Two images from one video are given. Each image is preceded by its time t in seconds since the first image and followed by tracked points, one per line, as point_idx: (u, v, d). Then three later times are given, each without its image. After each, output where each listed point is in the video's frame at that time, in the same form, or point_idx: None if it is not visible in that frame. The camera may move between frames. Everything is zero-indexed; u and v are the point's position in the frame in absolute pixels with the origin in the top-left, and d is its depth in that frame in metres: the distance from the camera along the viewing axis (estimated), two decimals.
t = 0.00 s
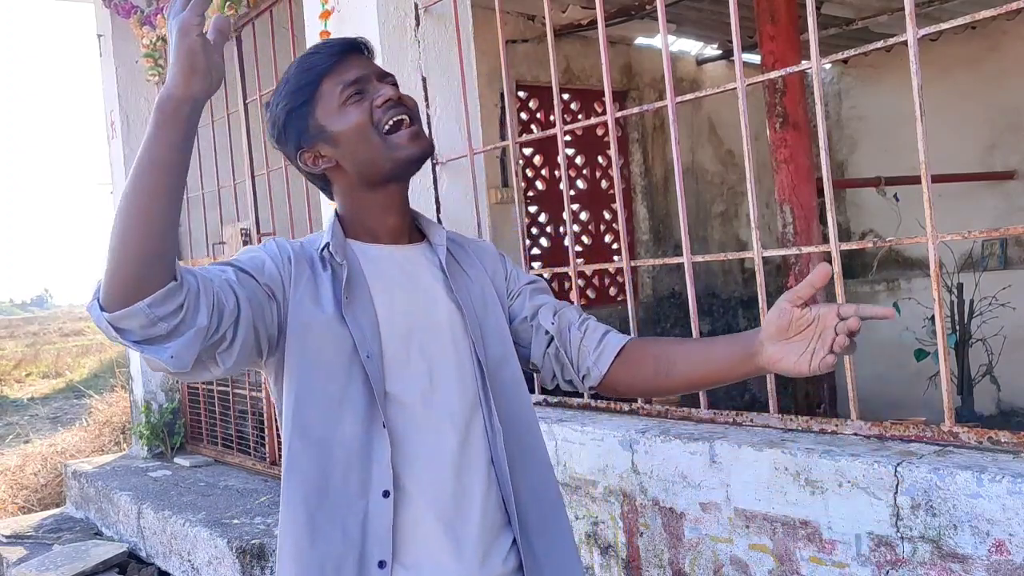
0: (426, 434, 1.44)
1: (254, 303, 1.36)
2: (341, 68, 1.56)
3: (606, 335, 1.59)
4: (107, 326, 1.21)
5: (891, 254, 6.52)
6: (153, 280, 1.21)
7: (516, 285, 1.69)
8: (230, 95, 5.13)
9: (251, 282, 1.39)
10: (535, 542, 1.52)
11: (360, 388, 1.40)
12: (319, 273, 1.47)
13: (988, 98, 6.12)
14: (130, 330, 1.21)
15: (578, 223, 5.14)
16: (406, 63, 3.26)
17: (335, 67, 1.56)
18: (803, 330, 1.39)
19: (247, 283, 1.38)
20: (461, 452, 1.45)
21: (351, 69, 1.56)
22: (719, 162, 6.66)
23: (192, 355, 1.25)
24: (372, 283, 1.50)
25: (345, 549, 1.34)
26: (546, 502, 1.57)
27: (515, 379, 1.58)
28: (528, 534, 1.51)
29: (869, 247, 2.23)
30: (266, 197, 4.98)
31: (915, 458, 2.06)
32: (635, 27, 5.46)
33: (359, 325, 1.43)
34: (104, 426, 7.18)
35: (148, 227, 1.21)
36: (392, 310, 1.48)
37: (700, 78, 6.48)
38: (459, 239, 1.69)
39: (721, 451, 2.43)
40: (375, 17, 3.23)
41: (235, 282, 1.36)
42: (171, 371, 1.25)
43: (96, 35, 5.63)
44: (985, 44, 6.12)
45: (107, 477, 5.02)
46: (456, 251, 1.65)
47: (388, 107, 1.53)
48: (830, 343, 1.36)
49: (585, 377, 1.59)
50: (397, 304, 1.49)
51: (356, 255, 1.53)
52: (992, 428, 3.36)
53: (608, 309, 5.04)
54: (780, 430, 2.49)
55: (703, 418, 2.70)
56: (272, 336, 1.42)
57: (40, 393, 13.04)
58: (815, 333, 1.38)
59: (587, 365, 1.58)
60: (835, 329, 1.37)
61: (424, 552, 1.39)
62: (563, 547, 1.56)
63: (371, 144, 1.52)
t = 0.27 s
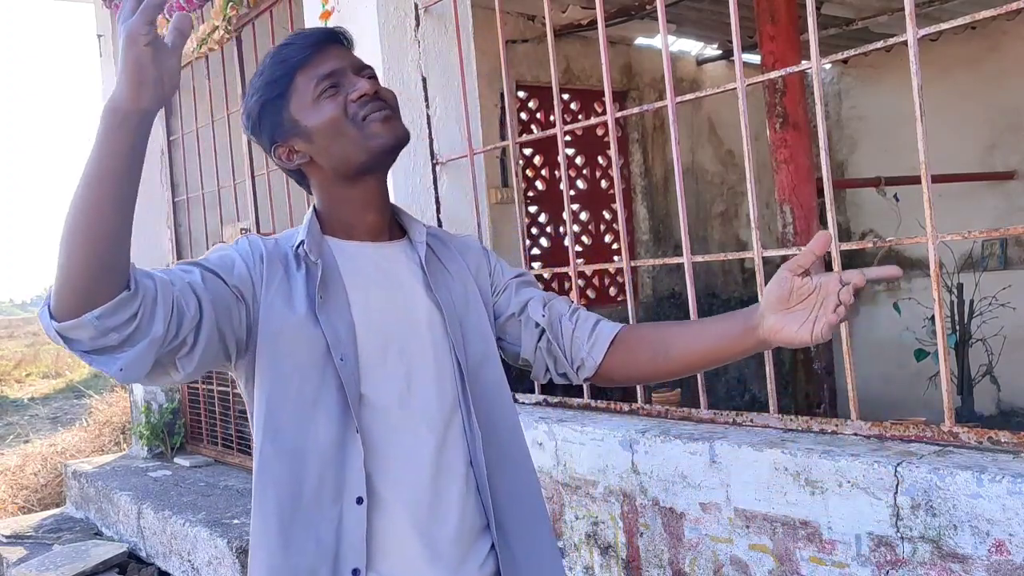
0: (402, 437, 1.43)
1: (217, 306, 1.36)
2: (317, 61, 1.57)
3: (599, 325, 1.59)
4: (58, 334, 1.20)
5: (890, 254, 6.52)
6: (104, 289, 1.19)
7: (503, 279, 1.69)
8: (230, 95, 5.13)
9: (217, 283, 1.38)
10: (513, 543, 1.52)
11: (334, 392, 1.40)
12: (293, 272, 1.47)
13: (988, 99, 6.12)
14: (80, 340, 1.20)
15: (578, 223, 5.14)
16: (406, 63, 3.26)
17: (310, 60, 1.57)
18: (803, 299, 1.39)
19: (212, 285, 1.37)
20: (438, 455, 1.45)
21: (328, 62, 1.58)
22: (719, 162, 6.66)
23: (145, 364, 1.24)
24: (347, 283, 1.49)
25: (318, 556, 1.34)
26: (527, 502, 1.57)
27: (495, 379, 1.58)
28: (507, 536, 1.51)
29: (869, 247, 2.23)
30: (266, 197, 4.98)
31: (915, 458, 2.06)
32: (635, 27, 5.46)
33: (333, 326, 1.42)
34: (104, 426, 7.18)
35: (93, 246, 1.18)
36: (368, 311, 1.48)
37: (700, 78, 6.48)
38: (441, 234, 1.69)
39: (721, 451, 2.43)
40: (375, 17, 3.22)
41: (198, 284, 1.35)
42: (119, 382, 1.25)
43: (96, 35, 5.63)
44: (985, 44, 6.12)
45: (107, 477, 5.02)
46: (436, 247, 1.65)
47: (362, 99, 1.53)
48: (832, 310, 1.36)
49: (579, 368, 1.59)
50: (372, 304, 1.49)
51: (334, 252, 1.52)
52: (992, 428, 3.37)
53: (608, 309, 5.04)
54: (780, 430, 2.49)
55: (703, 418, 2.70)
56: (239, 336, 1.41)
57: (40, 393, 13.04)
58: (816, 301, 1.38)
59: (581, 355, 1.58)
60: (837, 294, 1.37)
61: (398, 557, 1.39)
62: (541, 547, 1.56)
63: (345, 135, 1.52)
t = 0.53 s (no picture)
0: (408, 440, 1.44)
1: (216, 324, 1.36)
2: (315, 66, 1.57)
3: (626, 291, 1.54)
4: (54, 370, 1.23)
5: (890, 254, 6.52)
6: (90, 330, 1.21)
7: (525, 262, 1.63)
8: (230, 95, 5.13)
9: (218, 296, 1.39)
10: (525, 542, 1.50)
11: (339, 398, 1.41)
12: (299, 277, 1.47)
13: (988, 98, 6.12)
14: (73, 377, 1.22)
15: (578, 223, 5.14)
16: (406, 63, 3.26)
17: (310, 66, 1.57)
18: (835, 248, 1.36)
19: (212, 300, 1.37)
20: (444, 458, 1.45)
21: (327, 66, 1.57)
22: (719, 162, 6.66)
23: (139, 393, 1.26)
24: (353, 288, 1.49)
25: (324, 560, 1.36)
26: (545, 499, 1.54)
27: (507, 379, 1.56)
28: (521, 536, 1.50)
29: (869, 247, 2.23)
30: (266, 197, 4.98)
31: (915, 458, 2.06)
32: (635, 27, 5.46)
33: (337, 333, 1.43)
34: (104, 426, 7.17)
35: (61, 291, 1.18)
36: (374, 314, 1.48)
37: (700, 78, 6.48)
38: (453, 226, 1.67)
39: (721, 451, 2.43)
40: (375, 17, 3.21)
41: (197, 300, 1.36)
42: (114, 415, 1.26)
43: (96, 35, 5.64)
44: (985, 44, 6.12)
45: (107, 477, 5.02)
46: (445, 241, 1.63)
47: (359, 106, 1.52)
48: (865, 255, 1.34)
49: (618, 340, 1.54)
50: (377, 308, 1.48)
51: (340, 257, 1.53)
52: (991, 428, 3.37)
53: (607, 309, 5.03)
54: (780, 430, 2.49)
55: (703, 418, 2.70)
56: (244, 348, 1.42)
57: (40, 393, 13.03)
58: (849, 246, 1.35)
59: (616, 327, 1.52)
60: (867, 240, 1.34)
61: (405, 559, 1.41)
62: (559, 542, 1.53)
63: (344, 146, 1.52)
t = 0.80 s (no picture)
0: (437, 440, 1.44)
1: (251, 338, 1.42)
2: (339, 76, 1.57)
3: (655, 257, 1.46)
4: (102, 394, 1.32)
5: (890, 254, 6.52)
6: (127, 356, 1.28)
7: (553, 248, 1.58)
8: (230, 95, 5.13)
9: (253, 311, 1.44)
10: (560, 538, 1.45)
11: (368, 401, 1.43)
12: (329, 284, 1.50)
13: (988, 98, 6.12)
14: (118, 399, 1.30)
15: (579, 223, 5.13)
16: (406, 62, 3.26)
17: (334, 76, 1.57)
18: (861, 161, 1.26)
19: (246, 315, 1.43)
20: (473, 458, 1.44)
21: (350, 75, 1.57)
22: (719, 162, 6.66)
23: (179, 411, 1.33)
24: (381, 292, 1.51)
25: (359, 558, 1.39)
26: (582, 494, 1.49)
27: (537, 375, 1.51)
28: (557, 532, 1.46)
29: (869, 247, 2.23)
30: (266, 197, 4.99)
31: (915, 458, 2.06)
32: (635, 27, 5.46)
33: (364, 337, 1.45)
34: (104, 426, 7.17)
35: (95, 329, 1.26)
36: (401, 318, 1.48)
37: (700, 78, 6.48)
38: (481, 221, 1.63)
39: (721, 450, 2.43)
40: (375, 17, 3.21)
41: (231, 317, 1.41)
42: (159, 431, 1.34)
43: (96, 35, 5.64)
44: (985, 44, 6.12)
45: (108, 477, 5.02)
46: (470, 236, 1.59)
47: (385, 111, 1.52)
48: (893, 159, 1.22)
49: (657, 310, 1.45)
50: (402, 311, 1.49)
51: (368, 263, 1.53)
52: (991, 427, 3.37)
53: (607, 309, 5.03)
54: (780, 430, 2.49)
55: (703, 418, 2.70)
56: (281, 357, 1.48)
57: (40, 393, 13.03)
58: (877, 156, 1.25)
59: (650, 296, 1.43)
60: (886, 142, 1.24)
61: (437, 555, 1.42)
62: (598, 532, 1.48)
63: (371, 151, 1.51)
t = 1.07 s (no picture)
0: (450, 437, 1.45)
1: (272, 338, 1.45)
2: (354, 87, 1.58)
3: (663, 241, 1.44)
4: (129, 389, 1.37)
5: (890, 254, 6.52)
6: (151, 352, 1.33)
7: (566, 245, 1.57)
8: (230, 95, 5.13)
9: (274, 312, 1.48)
10: (570, 533, 1.44)
11: (384, 400, 1.45)
12: (348, 287, 1.52)
13: (988, 98, 6.12)
14: (143, 394, 1.35)
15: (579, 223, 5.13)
16: (406, 63, 3.27)
17: (349, 87, 1.58)
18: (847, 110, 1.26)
19: (268, 316, 1.47)
20: (485, 455, 1.45)
21: (366, 85, 1.58)
22: (719, 162, 6.66)
23: (201, 404, 1.37)
24: (397, 293, 1.52)
25: (371, 551, 1.41)
26: (594, 490, 1.48)
27: (549, 373, 1.50)
28: (569, 526, 1.44)
29: (869, 247, 2.23)
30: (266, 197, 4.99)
31: (915, 458, 2.06)
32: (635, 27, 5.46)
33: (381, 337, 1.46)
34: (104, 426, 7.17)
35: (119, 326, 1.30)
36: (415, 318, 1.50)
37: (700, 77, 6.48)
38: (497, 223, 1.63)
39: (721, 451, 2.42)
40: (375, 17, 3.21)
41: (253, 318, 1.46)
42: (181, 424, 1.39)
43: (96, 35, 5.64)
44: (985, 44, 6.12)
45: (108, 477, 5.02)
46: (485, 238, 1.59)
47: (400, 120, 1.53)
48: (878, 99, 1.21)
49: (673, 295, 1.43)
50: (417, 310, 1.50)
51: (386, 267, 1.55)
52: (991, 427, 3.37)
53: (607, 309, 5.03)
54: (780, 430, 2.49)
55: (703, 418, 2.70)
56: (302, 358, 1.52)
57: (40, 393, 13.03)
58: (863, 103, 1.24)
59: (663, 280, 1.42)
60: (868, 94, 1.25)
61: (450, 551, 1.43)
62: (611, 524, 1.47)
63: (387, 159, 1.52)
